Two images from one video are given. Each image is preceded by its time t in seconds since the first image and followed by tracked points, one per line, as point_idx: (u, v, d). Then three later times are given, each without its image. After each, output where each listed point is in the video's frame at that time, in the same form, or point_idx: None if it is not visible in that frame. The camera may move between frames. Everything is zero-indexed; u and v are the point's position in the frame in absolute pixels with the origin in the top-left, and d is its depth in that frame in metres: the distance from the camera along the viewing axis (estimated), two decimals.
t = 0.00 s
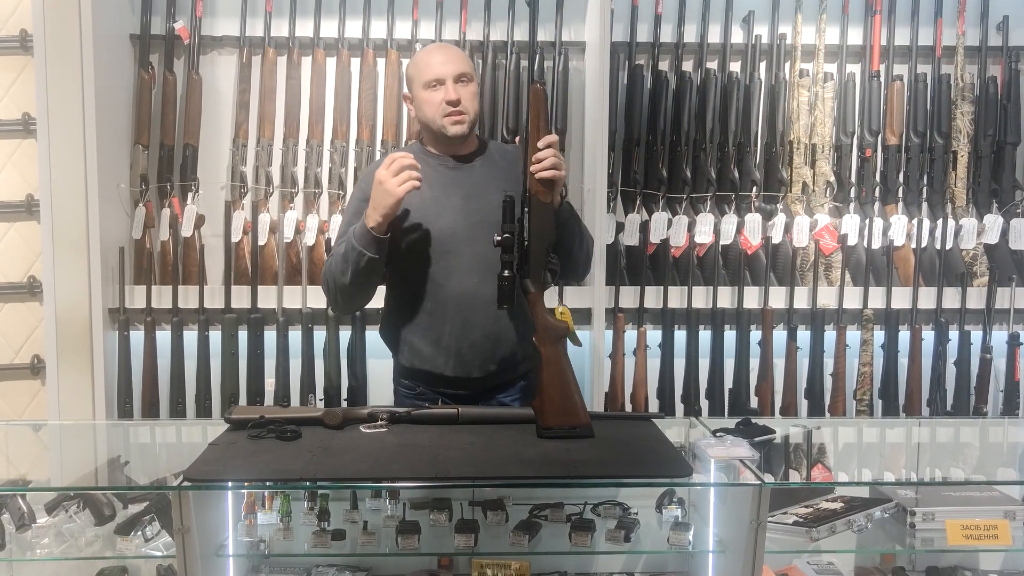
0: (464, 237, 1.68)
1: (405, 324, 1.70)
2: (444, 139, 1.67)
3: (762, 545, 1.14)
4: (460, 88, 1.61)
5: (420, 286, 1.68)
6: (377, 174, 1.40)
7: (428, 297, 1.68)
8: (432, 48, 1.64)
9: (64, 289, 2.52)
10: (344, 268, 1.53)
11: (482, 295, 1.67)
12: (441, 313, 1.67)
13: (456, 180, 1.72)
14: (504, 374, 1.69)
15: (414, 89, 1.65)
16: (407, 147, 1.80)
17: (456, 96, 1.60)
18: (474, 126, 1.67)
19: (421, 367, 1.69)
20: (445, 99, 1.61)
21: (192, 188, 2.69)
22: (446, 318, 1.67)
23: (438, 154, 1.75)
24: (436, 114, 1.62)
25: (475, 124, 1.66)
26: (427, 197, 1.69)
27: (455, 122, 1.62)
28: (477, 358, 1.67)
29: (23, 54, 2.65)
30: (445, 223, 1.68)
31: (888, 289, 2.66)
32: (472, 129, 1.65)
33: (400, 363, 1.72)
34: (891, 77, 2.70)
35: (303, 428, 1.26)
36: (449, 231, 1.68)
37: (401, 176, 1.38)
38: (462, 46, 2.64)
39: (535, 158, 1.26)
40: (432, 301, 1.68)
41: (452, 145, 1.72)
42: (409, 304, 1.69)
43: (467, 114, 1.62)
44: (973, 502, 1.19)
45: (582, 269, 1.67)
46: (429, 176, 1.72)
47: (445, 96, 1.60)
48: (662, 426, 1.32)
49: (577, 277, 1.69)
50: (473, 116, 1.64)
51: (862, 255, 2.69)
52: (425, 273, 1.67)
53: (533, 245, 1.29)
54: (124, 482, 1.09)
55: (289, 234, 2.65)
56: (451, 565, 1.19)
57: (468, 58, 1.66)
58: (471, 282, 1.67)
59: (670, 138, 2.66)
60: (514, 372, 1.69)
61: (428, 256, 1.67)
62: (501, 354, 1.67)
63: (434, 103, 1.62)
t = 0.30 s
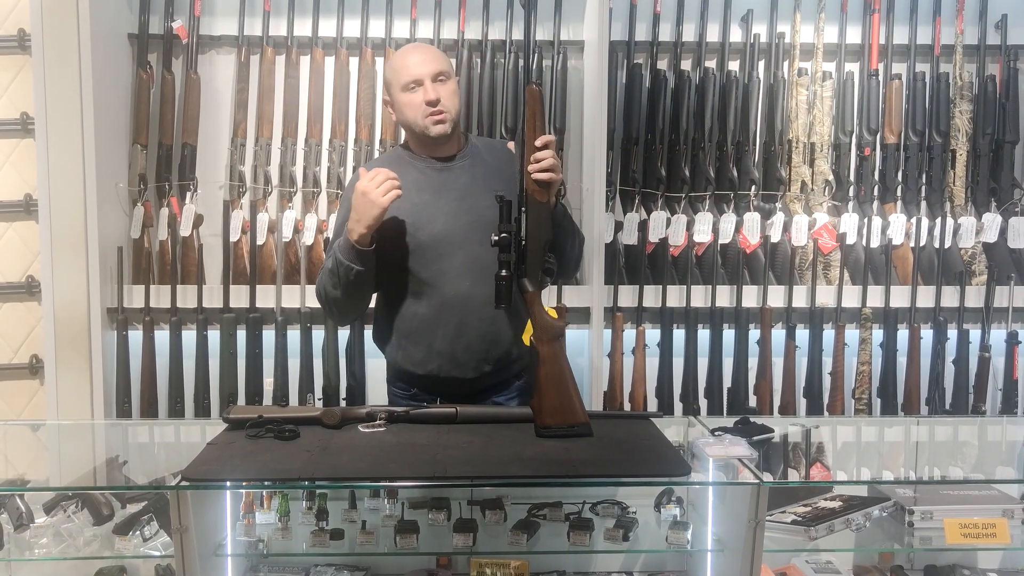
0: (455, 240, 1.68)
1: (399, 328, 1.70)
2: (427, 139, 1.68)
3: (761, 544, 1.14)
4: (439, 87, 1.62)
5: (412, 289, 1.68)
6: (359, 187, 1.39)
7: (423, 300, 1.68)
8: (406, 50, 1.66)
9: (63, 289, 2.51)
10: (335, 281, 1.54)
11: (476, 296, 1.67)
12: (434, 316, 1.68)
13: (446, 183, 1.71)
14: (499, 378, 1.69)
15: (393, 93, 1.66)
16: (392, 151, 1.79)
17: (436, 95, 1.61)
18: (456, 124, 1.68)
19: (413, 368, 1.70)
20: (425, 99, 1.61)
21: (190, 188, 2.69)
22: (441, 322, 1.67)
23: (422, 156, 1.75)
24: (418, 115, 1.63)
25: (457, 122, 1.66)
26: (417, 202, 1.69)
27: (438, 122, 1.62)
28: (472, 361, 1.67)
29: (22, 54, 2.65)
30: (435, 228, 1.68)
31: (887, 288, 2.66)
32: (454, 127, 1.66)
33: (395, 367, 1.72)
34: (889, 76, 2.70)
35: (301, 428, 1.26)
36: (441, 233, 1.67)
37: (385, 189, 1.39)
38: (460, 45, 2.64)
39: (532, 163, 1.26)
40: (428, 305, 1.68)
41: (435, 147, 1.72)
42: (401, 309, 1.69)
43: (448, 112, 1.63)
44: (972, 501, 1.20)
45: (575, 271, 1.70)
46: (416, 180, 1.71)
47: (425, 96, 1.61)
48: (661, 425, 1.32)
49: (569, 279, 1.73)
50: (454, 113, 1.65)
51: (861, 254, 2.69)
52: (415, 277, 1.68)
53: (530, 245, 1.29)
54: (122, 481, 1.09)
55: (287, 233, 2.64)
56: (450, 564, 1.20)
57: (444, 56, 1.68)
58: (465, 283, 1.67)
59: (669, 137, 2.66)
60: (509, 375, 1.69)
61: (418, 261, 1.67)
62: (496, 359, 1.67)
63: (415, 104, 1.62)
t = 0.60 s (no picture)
0: (449, 243, 1.67)
1: (394, 331, 1.71)
2: (420, 138, 1.67)
3: (760, 546, 1.14)
4: (428, 85, 1.63)
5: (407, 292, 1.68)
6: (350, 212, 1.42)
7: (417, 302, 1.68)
8: (394, 53, 1.67)
9: (62, 289, 2.51)
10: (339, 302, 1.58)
11: (467, 300, 1.67)
12: (427, 318, 1.68)
13: (440, 185, 1.71)
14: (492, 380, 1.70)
15: (382, 94, 1.66)
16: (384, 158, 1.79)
17: (426, 91, 1.61)
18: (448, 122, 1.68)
19: (407, 369, 1.70)
20: (415, 96, 1.61)
21: (189, 188, 2.69)
22: (434, 324, 1.67)
23: (416, 160, 1.74)
24: (409, 113, 1.62)
25: (449, 119, 1.66)
26: (410, 205, 1.69)
27: (429, 118, 1.62)
28: (465, 362, 1.67)
29: (21, 53, 2.64)
30: (429, 230, 1.67)
31: (885, 288, 2.67)
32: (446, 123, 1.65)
33: (391, 369, 1.73)
34: (888, 75, 2.70)
35: (300, 428, 1.26)
36: (434, 236, 1.67)
37: (376, 211, 1.41)
38: (459, 45, 2.63)
39: (536, 165, 1.26)
40: (422, 306, 1.68)
41: (428, 147, 1.71)
42: (395, 311, 1.70)
43: (439, 108, 1.62)
44: (970, 501, 1.20)
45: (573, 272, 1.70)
46: (407, 185, 1.72)
47: (415, 92, 1.61)
48: (660, 425, 1.33)
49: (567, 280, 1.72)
50: (445, 109, 1.64)
51: (860, 254, 2.69)
52: (408, 280, 1.68)
53: (532, 246, 1.29)
54: (121, 482, 1.09)
55: (286, 233, 2.64)
56: (450, 564, 1.20)
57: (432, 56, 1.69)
58: (457, 287, 1.67)
59: (668, 137, 2.67)
60: (501, 377, 1.70)
61: (412, 265, 1.68)
62: (489, 361, 1.67)
63: (405, 102, 1.62)
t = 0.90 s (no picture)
0: (448, 244, 1.67)
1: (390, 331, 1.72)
2: (414, 144, 1.67)
3: (757, 548, 1.14)
4: (423, 92, 1.62)
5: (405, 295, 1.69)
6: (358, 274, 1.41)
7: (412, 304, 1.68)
8: (391, 56, 1.66)
9: (61, 290, 2.51)
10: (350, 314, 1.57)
11: (462, 303, 1.66)
12: (423, 320, 1.68)
13: (438, 186, 1.71)
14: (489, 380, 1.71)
15: (378, 99, 1.66)
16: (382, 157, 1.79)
17: (420, 100, 1.60)
18: (443, 128, 1.67)
19: (404, 370, 1.70)
20: (410, 104, 1.61)
21: (188, 188, 2.69)
22: (430, 326, 1.67)
23: (413, 162, 1.74)
24: (403, 120, 1.62)
25: (444, 125, 1.65)
26: (409, 206, 1.69)
27: (423, 126, 1.62)
28: (461, 363, 1.68)
29: (20, 53, 2.64)
30: (425, 232, 1.67)
31: (884, 289, 2.67)
32: (441, 131, 1.65)
33: (387, 368, 1.74)
34: (887, 76, 2.70)
35: (298, 429, 1.26)
36: (433, 236, 1.67)
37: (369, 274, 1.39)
38: (458, 46, 2.63)
39: (538, 167, 1.26)
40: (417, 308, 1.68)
41: (422, 152, 1.71)
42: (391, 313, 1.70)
43: (434, 116, 1.62)
44: (970, 503, 1.20)
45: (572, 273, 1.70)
46: (406, 186, 1.71)
47: (409, 101, 1.61)
48: (659, 426, 1.33)
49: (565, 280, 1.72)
50: (440, 117, 1.64)
51: (859, 255, 2.70)
52: (406, 281, 1.68)
53: (534, 247, 1.30)
54: (120, 483, 1.09)
55: (285, 234, 2.64)
56: (450, 564, 1.19)
57: (431, 59, 1.67)
58: (452, 289, 1.67)
59: (667, 138, 2.67)
60: (497, 376, 1.71)
61: (410, 266, 1.68)
62: (486, 361, 1.68)
63: (400, 110, 1.62)
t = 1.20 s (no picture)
0: (448, 244, 1.67)
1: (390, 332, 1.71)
2: (415, 150, 1.68)
3: (756, 548, 1.14)
4: (425, 99, 1.61)
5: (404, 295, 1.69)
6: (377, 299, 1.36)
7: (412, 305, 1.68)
8: (393, 59, 1.64)
9: (60, 290, 2.51)
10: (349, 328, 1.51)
11: (462, 303, 1.66)
12: (422, 320, 1.68)
13: (438, 186, 1.71)
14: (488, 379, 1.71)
15: (380, 104, 1.65)
16: (382, 157, 1.78)
17: (422, 108, 1.60)
18: (444, 134, 1.67)
19: (403, 369, 1.70)
20: (411, 113, 1.61)
21: (187, 188, 2.69)
22: (429, 326, 1.67)
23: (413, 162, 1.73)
24: (405, 128, 1.62)
25: (445, 131, 1.65)
26: (409, 207, 1.69)
27: (425, 135, 1.62)
28: (461, 363, 1.68)
29: (20, 53, 2.64)
30: (426, 232, 1.67)
31: (883, 290, 2.67)
32: (443, 138, 1.65)
33: (386, 368, 1.74)
34: (886, 77, 2.70)
35: (298, 430, 1.26)
36: (434, 237, 1.67)
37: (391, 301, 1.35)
38: (458, 47, 2.63)
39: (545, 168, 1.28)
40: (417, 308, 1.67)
41: (424, 157, 1.71)
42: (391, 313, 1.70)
43: (436, 124, 1.62)
44: (969, 503, 1.20)
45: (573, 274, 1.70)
46: (407, 188, 1.71)
47: (411, 109, 1.60)
48: (658, 426, 1.33)
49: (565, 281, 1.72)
50: (442, 125, 1.63)
51: (858, 256, 2.70)
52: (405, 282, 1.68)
53: (539, 247, 1.30)
54: (120, 483, 1.09)
55: (284, 234, 2.64)
56: (448, 565, 1.19)
57: (433, 63, 1.66)
58: (452, 289, 1.67)
59: (666, 139, 2.67)
60: (497, 376, 1.72)
61: (409, 266, 1.68)
62: (485, 361, 1.69)
63: (401, 117, 1.62)
